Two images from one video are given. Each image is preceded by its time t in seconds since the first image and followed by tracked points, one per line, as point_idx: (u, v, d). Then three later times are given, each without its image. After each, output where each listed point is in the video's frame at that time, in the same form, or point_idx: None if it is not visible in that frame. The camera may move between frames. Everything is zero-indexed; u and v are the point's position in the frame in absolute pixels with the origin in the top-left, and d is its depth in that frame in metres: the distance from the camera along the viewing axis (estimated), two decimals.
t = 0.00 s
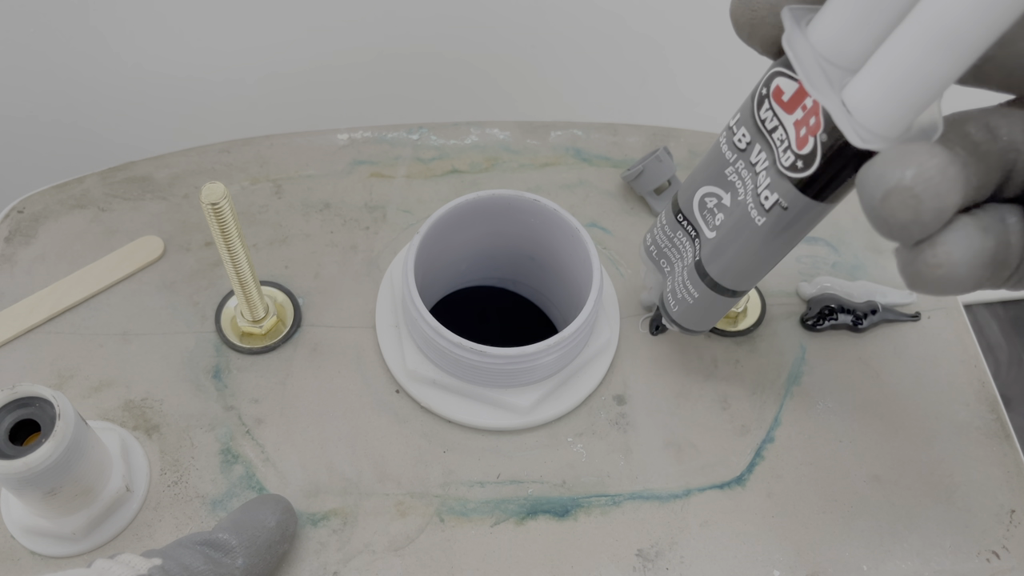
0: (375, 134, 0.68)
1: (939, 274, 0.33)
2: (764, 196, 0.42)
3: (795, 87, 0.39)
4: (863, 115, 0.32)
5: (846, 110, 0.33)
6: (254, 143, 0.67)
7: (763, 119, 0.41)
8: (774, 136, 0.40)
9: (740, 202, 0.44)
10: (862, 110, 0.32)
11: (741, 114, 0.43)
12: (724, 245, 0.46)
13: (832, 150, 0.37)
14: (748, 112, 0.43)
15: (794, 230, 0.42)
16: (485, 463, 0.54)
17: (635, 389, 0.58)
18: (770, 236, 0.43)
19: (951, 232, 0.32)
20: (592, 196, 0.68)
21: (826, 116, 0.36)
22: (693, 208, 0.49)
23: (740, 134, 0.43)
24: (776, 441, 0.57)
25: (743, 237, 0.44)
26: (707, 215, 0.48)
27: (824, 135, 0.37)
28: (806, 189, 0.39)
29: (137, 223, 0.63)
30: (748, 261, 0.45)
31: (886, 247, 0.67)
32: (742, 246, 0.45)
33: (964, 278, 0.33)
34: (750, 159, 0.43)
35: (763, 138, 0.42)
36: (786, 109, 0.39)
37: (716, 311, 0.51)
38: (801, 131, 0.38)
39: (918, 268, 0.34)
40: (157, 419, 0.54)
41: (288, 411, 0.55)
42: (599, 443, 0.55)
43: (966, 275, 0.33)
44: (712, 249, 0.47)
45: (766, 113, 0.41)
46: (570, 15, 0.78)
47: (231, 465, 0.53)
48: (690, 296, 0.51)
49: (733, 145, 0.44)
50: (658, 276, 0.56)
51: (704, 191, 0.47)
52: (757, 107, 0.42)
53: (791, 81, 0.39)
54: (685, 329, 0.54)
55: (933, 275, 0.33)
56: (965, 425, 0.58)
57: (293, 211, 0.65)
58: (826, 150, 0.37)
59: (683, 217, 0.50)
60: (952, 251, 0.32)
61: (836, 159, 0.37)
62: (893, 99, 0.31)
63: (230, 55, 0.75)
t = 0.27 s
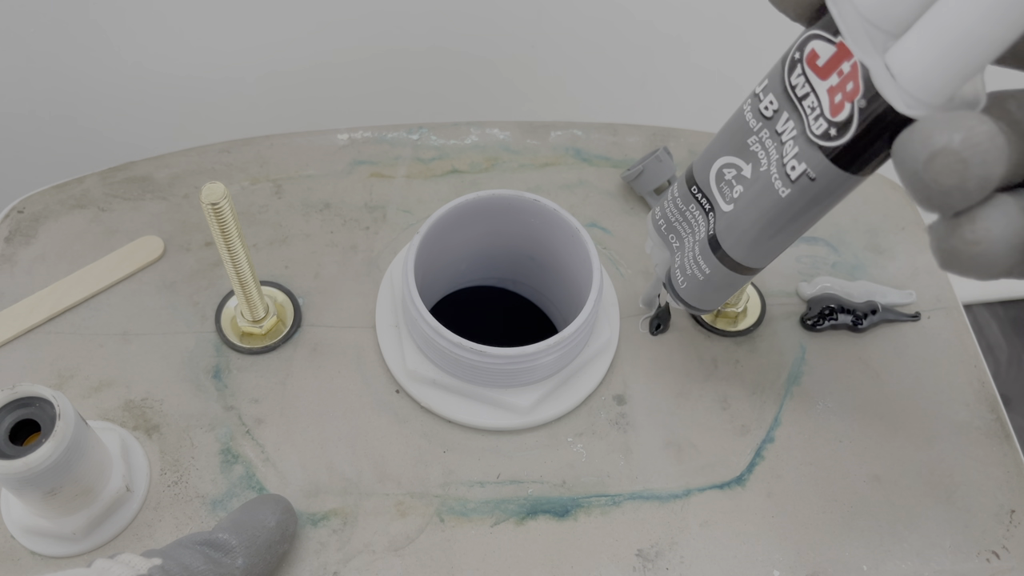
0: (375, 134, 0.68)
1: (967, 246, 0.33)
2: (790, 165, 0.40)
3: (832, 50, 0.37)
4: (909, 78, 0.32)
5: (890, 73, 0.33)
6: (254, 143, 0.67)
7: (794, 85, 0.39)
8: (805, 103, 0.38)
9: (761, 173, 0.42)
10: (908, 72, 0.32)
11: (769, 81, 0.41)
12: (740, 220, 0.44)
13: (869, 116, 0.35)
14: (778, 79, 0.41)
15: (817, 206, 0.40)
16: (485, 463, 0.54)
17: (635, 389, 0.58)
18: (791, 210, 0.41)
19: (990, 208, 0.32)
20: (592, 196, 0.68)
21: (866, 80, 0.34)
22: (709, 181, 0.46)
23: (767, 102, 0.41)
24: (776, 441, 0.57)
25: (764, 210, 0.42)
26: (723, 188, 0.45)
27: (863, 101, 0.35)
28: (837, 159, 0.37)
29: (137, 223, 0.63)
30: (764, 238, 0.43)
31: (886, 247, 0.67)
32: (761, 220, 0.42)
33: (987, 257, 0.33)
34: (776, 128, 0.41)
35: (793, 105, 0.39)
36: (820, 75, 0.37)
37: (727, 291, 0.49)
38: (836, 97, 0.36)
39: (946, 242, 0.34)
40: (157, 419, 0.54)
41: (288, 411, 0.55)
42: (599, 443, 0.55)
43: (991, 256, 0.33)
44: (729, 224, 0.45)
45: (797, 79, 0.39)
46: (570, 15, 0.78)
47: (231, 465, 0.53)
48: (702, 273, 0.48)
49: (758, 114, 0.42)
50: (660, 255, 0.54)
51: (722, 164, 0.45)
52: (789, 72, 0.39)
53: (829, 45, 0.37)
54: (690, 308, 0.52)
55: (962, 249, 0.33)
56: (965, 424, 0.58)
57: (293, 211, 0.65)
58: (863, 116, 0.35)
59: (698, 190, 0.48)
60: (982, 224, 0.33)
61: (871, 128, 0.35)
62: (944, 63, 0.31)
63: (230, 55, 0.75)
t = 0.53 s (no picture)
0: (375, 134, 0.69)
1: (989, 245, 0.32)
2: (807, 156, 0.39)
3: (853, 37, 0.36)
4: (933, 70, 0.31)
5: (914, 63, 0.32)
6: (254, 143, 0.67)
7: (814, 72, 0.38)
8: (824, 92, 0.38)
9: (776, 163, 0.41)
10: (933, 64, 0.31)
11: (786, 68, 0.41)
12: (752, 212, 0.43)
13: (892, 106, 0.34)
14: (796, 67, 0.40)
15: (830, 199, 0.40)
16: (485, 463, 0.54)
17: (635, 389, 0.58)
18: (804, 202, 0.40)
19: None
20: (592, 196, 0.68)
21: (890, 68, 0.34)
22: (721, 171, 0.46)
23: (783, 90, 0.41)
24: (776, 441, 0.57)
25: (776, 202, 0.41)
26: (735, 178, 0.45)
27: (886, 90, 0.34)
28: (856, 149, 0.36)
29: (137, 223, 0.63)
30: (775, 231, 0.43)
31: (886, 247, 0.67)
32: (773, 212, 0.42)
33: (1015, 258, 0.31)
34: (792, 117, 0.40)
35: (811, 93, 0.39)
36: (840, 63, 0.37)
37: (732, 284, 0.48)
38: (858, 86, 0.35)
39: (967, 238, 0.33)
40: (157, 419, 0.54)
41: (288, 411, 0.55)
42: (599, 443, 0.55)
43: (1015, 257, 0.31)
44: (741, 215, 0.44)
45: (816, 66, 0.38)
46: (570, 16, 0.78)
47: (231, 465, 0.53)
48: (710, 264, 0.48)
49: (774, 102, 0.41)
50: (668, 246, 0.54)
51: (735, 153, 0.44)
52: (808, 59, 0.39)
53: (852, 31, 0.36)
54: (695, 299, 0.51)
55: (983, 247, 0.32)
56: (965, 424, 0.58)
57: (293, 211, 0.65)
58: (885, 105, 0.34)
59: (709, 180, 0.47)
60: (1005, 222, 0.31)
61: (893, 119, 0.34)
62: (969, 56, 0.30)
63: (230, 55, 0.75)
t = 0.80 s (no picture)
0: (375, 134, 0.69)
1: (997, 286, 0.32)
2: (819, 198, 0.39)
3: (862, 83, 0.37)
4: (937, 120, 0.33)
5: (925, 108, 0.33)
6: (254, 143, 0.67)
7: (826, 115, 0.39)
8: (837, 135, 0.38)
9: (787, 203, 0.42)
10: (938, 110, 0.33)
11: (798, 109, 0.41)
12: (765, 251, 0.43)
13: (905, 152, 0.34)
14: (808, 110, 0.41)
15: (843, 241, 0.40)
16: (485, 463, 0.54)
17: (635, 389, 0.58)
18: (816, 243, 0.41)
19: None
20: (592, 196, 0.68)
21: (904, 114, 0.34)
22: (731, 209, 0.46)
23: (795, 130, 0.41)
24: (776, 441, 0.57)
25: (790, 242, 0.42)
26: (745, 216, 0.45)
27: (899, 137, 0.34)
28: (869, 193, 0.37)
29: (137, 223, 0.63)
30: (787, 270, 0.43)
31: (886, 247, 0.67)
32: (786, 251, 0.42)
33: None
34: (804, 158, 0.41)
35: (823, 136, 0.39)
36: (853, 107, 0.37)
37: (739, 319, 0.49)
38: (870, 131, 0.36)
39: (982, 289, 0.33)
40: (157, 419, 0.54)
41: (288, 411, 0.55)
42: (599, 443, 0.55)
43: None
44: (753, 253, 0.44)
45: (829, 108, 0.39)
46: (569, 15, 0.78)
47: (231, 465, 0.53)
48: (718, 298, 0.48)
49: (786, 142, 0.42)
50: (675, 278, 0.54)
51: (745, 192, 0.45)
52: (821, 101, 0.39)
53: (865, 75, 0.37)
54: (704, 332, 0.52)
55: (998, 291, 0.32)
56: (965, 425, 0.58)
57: (293, 210, 0.65)
58: (898, 152, 0.35)
59: (718, 217, 0.48)
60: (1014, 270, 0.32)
61: (906, 165, 0.35)
62: (986, 104, 0.31)
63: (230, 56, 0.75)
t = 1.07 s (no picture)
0: (375, 134, 0.69)
1: None
2: (848, 152, 0.38)
3: (908, 31, 0.35)
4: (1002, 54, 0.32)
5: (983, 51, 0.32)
6: (254, 143, 0.67)
7: (863, 63, 0.38)
8: (872, 85, 0.37)
9: (811, 157, 0.40)
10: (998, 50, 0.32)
11: (831, 58, 0.40)
12: (782, 207, 0.42)
13: (951, 105, 0.33)
14: (843, 58, 0.39)
15: (867, 199, 0.39)
16: (485, 463, 0.54)
17: (635, 389, 0.58)
18: (838, 201, 0.40)
19: None
20: (592, 196, 0.68)
21: (953, 63, 0.33)
22: (749, 161, 0.45)
23: (827, 80, 0.40)
24: (777, 441, 0.57)
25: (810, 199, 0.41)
26: (764, 171, 0.44)
27: (946, 87, 0.33)
28: (904, 147, 0.36)
29: (137, 223, 0.63)
30: (804, 229, 0.42)
31: (886, 247, 0.67)
32: (806, 208, 0.41)
33: None
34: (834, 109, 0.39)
35: (857, 86, 0.38)
36: (893, 55, 0.36)
37: (749, 279, 0.48)
38: (913, 81, 0.35)
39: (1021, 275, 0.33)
40: (157, 419, 0.54)
41: (288, 411, 0.55)
42: (599, 443, 0.55)
43: None
44: (771, 210, 0.43)
45: (866, 56, 0.38)
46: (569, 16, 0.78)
47: (231, 465, 0.53)
48: (730, 257, 0.47)
49: (815, 92, 0.41)
50: (683, 235, 0.53)
51: (766, 143, 0.44)
52: (857, 49, 0.38)
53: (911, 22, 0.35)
54: (712, 291, 0.51)
55: None
56: (965, 425, 0.58)
57: (293, 210, 0.65)
58: (942, 102, 0.34)
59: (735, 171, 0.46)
60: None
61: (949, 119, 0.34)
62: None
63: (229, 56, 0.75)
